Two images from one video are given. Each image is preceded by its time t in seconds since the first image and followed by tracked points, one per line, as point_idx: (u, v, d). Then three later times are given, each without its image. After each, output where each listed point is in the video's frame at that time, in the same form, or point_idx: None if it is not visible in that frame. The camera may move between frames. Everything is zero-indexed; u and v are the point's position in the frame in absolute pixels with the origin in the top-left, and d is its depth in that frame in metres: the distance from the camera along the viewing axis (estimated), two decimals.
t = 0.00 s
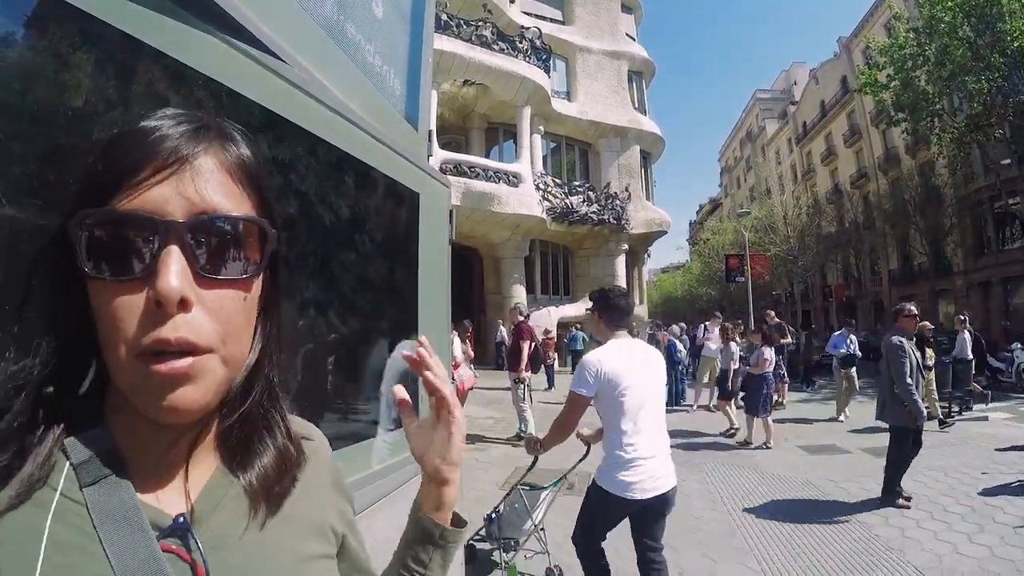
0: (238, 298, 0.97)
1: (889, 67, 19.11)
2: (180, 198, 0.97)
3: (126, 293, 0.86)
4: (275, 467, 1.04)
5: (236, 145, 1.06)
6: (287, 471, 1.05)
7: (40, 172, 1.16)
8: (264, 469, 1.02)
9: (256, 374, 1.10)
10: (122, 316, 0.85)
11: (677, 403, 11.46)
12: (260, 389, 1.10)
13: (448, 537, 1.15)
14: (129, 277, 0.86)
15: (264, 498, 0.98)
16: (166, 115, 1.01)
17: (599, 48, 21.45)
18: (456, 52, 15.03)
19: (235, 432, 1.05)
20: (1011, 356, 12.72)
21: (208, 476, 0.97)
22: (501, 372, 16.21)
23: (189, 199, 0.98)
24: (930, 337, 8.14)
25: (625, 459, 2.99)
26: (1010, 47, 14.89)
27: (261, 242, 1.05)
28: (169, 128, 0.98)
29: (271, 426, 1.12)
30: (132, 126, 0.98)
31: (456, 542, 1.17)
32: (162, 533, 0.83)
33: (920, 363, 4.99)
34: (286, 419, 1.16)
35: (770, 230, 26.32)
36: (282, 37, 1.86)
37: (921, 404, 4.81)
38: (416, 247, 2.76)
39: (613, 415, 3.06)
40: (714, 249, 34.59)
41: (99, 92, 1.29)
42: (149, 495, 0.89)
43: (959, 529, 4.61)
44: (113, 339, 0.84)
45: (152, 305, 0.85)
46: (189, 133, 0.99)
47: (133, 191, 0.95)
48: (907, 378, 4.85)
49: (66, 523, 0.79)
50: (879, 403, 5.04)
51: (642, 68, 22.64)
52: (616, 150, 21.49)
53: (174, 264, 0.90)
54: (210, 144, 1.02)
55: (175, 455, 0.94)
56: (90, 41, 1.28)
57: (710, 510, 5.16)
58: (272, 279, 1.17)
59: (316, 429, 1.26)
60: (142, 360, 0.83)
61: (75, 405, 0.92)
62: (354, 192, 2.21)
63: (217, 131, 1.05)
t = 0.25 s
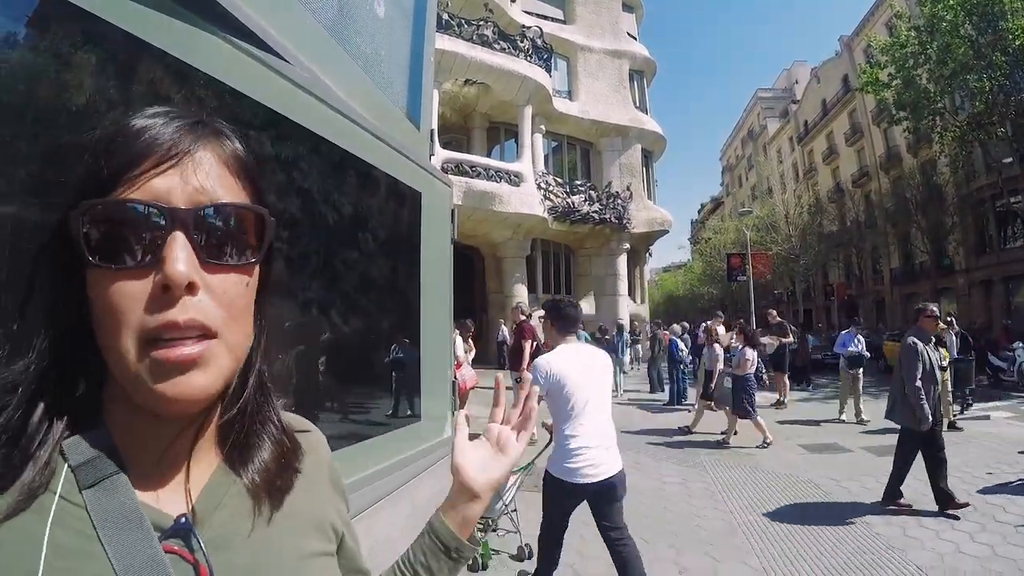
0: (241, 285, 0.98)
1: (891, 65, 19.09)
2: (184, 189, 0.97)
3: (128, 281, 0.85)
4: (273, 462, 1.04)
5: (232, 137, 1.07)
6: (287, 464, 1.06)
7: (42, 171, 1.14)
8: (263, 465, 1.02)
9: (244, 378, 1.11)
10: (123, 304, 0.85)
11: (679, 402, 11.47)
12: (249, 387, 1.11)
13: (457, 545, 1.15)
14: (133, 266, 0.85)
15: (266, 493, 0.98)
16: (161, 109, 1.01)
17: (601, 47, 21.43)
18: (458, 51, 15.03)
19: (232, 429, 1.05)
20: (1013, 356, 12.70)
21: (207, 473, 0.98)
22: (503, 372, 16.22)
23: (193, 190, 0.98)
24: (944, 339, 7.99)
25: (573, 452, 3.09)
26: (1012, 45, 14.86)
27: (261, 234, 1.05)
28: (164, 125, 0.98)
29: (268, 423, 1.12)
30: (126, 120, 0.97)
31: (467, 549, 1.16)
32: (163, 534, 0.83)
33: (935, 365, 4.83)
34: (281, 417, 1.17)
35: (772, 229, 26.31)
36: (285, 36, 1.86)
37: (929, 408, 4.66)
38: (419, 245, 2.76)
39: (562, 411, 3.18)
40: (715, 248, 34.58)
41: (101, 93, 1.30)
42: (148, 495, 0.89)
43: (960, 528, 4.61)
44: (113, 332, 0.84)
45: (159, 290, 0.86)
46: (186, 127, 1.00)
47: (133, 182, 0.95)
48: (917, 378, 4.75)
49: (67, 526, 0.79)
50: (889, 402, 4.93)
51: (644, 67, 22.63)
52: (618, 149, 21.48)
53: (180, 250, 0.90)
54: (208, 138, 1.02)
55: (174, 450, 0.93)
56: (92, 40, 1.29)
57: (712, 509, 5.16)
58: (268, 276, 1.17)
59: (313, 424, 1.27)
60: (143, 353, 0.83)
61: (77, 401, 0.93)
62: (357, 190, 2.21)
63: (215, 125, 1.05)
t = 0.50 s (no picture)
0: (263, 283, 0.99)
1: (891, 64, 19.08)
2: (206, 185, 0.97)
3: (148, 280, 0.85)
4: (283, 461, 1.05)
5: (248, 132, 1.06)
6: (297, 462, 1.07)
7: (44, 173, 1.15)
8: (275, 465, 1.03)
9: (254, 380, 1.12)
10: (145, 304, 0.84)
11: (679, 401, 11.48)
12: (258, 383, 1.12)
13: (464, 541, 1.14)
14: (154, 264, 0.85)
15: (278, 493, 0.99)
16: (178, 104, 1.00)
17: (601, 46, 21.42)
18: (457, 51, 15.03)
19: (242, 429, 1.06)
20: (1014, 354, 12.69)
21: (218, 474, 0.98)
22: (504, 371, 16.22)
23: (215, 185, 0.98)
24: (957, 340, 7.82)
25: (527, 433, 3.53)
26: (1011, 44, 14.84)
27: (276, 232, 1.05)
28: (178, 124, 0.96)
29: (276, 421, 1.13)
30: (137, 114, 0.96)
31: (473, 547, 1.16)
32: (178, 537, 0.83)
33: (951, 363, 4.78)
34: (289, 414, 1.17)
35: (772, 229, 26.30)
36: (286, 36, 1.86)
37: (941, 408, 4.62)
38: (418, 244, 2.76)
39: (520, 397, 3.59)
40: (715, 247, 34.57)
41: (105, 96, 1.31)
42: (162, 498, 0.89)
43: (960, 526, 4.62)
44: (134, 331, 0.83)
45: (182, 289, 0.86)
46: (203, 122, 0.99)
47: (149, 177, 0.93)
48: (932, 377, 4.72)
49: (78, 534, 0.79)
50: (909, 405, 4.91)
51: (644, 66, 22.62)
52: (618, 148, 21.48)
53: (205, 251, 0.90)
54: (226, 133, 1.01)
55: (190, 450, 0.93)
56: (92, 40, 1.29)
57: (712, 508, 5.16)
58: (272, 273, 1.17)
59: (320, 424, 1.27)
60: (165, 351, 0.83)
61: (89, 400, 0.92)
62: (356, 190, 2.21)
63: (230, 120, 1.04)
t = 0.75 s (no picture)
0: (281, 275, 0.99)
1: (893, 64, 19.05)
2: (222, 179, 0.97)
3: (169, 274, 0.84)
4: (294, 459, 1.05)
5: (259, 126, 1.07)
6: (306, 458, 1.08)
7: (45, 172, 1.14)
8: (286, 462, 1.04)
9: (264, 380, 1.12)
10: (162, 298, 0.84)
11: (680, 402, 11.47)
12: (270, 380, 1.13)
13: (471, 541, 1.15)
14: (171, 259, 0.85)
15: (288, 491, 0.99)
16: (186, 97, 1.00)
17: (603, 46, 21.41)
18: (459, 51, 15.03)
19: (251, 428, 1.06)
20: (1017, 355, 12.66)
21: (231, 473, 0.97)
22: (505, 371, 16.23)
23: (231, 180, 0.99)
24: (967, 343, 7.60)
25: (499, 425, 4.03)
26: (1013, 44, 14.82)
27: (290, 227, 1.06)
28: (182, 117, 0.94)
29: (287, 419, 1.13)
30: (141, 106, 0.95)
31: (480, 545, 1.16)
32: (193, 541, 0.82)
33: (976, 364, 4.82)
34: (298, 410, 1.18)
35: (774, 228, 26.28)
36: (289, 37, 1.87)
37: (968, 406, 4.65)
38: (420, 243, 2.76)
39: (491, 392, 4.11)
40: (717, 247, 34.55)
41: (107, 95, 1.31)
42: (175, 497, 0.88)
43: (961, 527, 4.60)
44: (151, 326, 0.82)
45: (204, 282, 0.86)
46: (214, 114, 0.99)
47: (162, 170, 0.93)
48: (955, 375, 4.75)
49: (89, 539, 0.76)
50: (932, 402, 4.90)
51: (646, 66, 22.60)
52: (619, 148, 21.46)
53: (224, 244, 0.90)
54: (236, 125, 1.01)
55: (202, 449, 0.93)
56: (95, 39, 1.29)
57: (714, 507, 5.16)
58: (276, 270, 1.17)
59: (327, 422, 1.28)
60: (187, 344, 0.82)
61: (91, 396, 0.89)
62: (359, 189, 2.22)
63: (239, 113, 1.04)
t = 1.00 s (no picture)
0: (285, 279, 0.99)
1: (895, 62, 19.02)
2: (245, 179, 0.97)
3: (196, 266, 0.84)
4: (276, 455, 1.05)
5: (274, 137, 1.07)
6: (292, 459, 1.07)
7: (45, 172, 1.15)
8: (269, 457, 1.03)
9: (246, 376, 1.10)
10: (187, 289, 0.82)
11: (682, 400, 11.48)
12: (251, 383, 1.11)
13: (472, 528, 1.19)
14: (201, 252, 0.84)
15: (277, 492, 0.99)
16: (213, 102, 0.99)
17: (604, 44, 21.40)
18: (460, 50, 15.04)
19: (243, 429, 1.04)
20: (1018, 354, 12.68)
21: (218, 470, 0.96)
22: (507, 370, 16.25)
23: (250, 181, 0.99)
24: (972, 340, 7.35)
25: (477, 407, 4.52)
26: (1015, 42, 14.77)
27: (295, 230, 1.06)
28: (193, 133, 0.92)
29: (257, 415, 1.11)
30: (168, 100, 0.94)
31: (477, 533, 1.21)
32: (187, 538, 0.81)
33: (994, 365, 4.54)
34: (271, 404, 1.17)
35: (775, 227, 26.27)
36: (290, 35, 1.86)
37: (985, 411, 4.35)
38: (421, 241, 2.76)
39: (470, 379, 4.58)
40: (718, 245, 34.55)
41: (107, 91, 1.30)
42: (169, 495, 0.86)
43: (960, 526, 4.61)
44: (165, 319, 0.81)
45: (233, 278, 0.86)
46: (245, 127, 0.99)
47: (203, 166, 0.93)
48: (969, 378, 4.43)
49: (81, 543, 0.74)
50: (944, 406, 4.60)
51: (647, 64, 22.58)
52: (621, 146, 21.44)
53: (251, 241, 0.91)
54: (260, 138, 1.02)
55: (192, 448, 0.92)
56: (96, 38, 1.28)
57: (715, 506, 5.15)
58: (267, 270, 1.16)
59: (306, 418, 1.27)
60: (204, 339, 0.81)
61: (97, 382, 0.87)
62: (359, 187, 2.22)
63: (263, 126, 1.04)
